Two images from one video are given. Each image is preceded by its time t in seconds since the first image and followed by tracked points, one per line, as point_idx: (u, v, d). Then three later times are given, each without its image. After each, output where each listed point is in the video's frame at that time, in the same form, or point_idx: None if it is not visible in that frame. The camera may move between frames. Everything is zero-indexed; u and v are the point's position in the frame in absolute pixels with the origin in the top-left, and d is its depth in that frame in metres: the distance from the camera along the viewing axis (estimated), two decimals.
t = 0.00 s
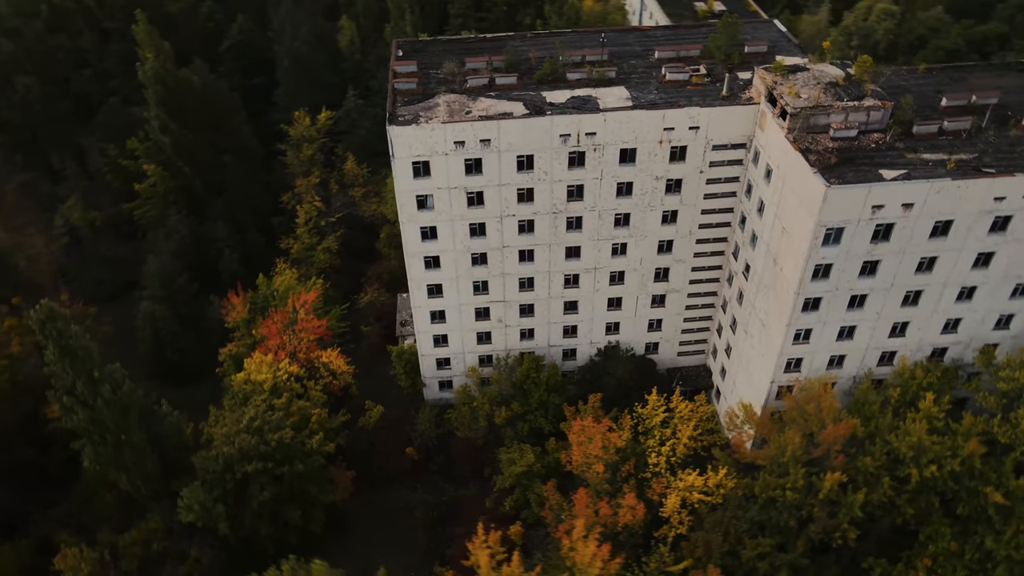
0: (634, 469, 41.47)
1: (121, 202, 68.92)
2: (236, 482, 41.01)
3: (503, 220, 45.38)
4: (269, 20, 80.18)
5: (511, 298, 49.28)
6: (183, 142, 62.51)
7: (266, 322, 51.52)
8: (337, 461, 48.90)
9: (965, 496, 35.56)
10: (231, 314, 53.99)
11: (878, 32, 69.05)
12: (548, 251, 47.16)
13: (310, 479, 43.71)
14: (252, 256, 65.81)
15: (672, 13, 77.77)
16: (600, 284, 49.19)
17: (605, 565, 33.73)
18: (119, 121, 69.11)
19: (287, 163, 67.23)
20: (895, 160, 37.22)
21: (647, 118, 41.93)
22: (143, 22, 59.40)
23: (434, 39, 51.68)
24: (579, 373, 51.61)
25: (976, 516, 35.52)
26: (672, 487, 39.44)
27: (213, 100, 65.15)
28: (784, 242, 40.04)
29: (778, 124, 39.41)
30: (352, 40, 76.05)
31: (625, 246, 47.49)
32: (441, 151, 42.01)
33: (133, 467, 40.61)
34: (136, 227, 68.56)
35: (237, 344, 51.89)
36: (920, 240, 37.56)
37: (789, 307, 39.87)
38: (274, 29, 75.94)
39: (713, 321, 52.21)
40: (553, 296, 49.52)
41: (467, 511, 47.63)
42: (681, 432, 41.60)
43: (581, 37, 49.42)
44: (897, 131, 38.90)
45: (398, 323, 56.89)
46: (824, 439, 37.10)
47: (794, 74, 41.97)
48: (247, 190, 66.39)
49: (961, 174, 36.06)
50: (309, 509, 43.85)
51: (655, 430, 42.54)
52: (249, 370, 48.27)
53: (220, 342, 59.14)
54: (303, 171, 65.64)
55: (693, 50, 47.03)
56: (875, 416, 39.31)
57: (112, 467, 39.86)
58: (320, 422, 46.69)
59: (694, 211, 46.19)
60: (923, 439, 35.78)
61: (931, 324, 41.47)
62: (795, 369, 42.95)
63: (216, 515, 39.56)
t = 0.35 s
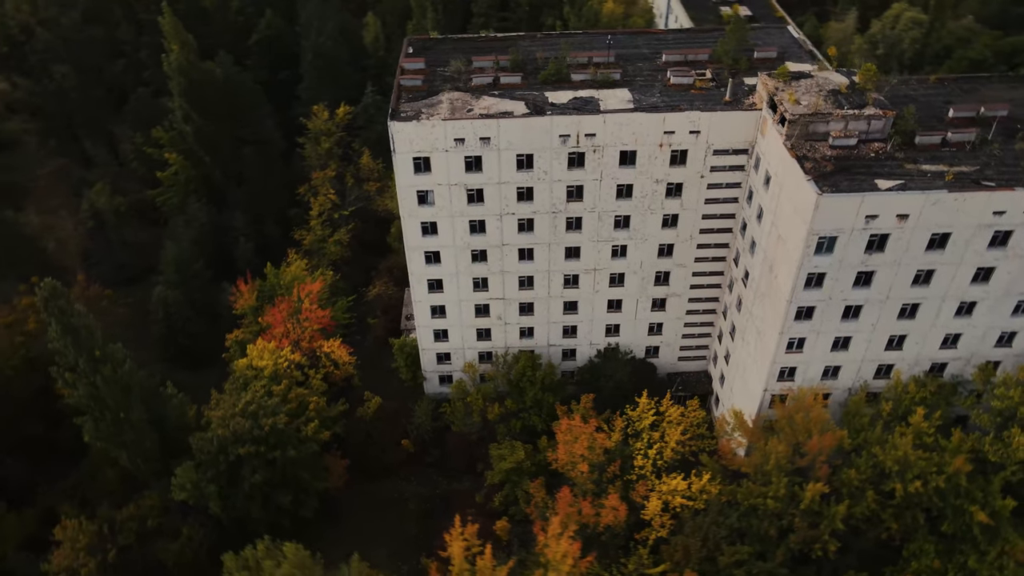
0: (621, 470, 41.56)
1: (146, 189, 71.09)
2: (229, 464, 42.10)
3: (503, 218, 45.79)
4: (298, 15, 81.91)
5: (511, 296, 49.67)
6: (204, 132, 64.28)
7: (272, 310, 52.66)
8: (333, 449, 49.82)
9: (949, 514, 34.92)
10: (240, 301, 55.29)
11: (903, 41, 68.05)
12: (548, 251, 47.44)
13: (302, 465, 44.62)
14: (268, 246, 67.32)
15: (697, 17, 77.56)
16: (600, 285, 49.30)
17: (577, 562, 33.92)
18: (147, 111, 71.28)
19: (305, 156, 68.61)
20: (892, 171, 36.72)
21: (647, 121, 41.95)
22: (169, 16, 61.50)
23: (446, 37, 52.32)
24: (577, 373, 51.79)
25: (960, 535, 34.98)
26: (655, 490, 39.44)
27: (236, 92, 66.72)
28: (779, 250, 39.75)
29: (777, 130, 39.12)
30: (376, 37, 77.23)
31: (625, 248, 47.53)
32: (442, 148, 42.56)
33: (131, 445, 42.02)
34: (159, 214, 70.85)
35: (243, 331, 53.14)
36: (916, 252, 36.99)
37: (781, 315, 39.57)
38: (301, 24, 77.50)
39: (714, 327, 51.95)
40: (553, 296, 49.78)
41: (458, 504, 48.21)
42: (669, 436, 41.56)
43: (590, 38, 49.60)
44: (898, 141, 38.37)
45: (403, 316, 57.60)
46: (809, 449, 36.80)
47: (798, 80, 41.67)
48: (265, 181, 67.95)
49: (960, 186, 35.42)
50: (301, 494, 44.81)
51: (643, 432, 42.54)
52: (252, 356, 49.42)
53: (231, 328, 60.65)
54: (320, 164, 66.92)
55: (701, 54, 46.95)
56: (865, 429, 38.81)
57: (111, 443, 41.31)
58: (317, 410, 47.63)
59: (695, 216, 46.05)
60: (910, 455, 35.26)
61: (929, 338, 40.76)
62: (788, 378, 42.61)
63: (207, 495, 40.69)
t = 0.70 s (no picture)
0: (606, 470, 41.70)
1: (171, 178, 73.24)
2: (225, 446, 43.25)
3: (502, 216, 46.27)
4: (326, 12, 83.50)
5: (510, 294, 50.11)
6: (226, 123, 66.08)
7: (278, 299, 53.81)
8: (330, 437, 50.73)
9: (931, 529, 34.48)
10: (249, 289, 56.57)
11: (928, 51, 67.10)
12: (547, 250, 47.79)
13: (296, 451, 45.65)
14: (284, 237, 68.79)
15: (720, 22, 77.26)
16: (599, 286, 49.48)
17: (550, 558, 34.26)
18: (175, 102, 73.52)
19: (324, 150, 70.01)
20: (887, 180, 36.35)
21: (646, 123, 42.07)
22: (193, 9, 62.33)
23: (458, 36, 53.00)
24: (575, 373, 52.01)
25: (942, 551, 34.52)
26: (638, 491, 39.53)
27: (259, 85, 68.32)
28: (772, 256, 39.56)
29: (774, 135, 39.00)
30: (399, 35, 78.34)
31: (624, 250, 47.66)
32: (442, 144, 43.21)
33: (132, 422, 43.59)
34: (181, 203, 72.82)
35: (250, 318, 54.42)
36: (909, 263, 36.56)
37: (772, 322, 39.38)
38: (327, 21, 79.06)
39: (715, 333, 51.76)
40: (552, 295, 50.10)
41: (450, 497, 48.80)
42: (655, 438, 41.61)
43: (599, 40, 49.80)
44: (897, 150, 37.96)
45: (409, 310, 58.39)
46: (791, 457, 36.63)
47: (800, 87, 41.46)
48: (284, 174, 69.48)
49: (954, 198, 34.92)
50: (293, 479, 45.80)
51: (631, 434, 42.63)
52: (256, 343, 50.62)
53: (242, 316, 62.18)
54: (337, 158, 68.23)
55: (708, 58, 46.85)
56: (853, 439, 38.44)
57: (114, 420, 43.00)
58: (315, 397, 48.61)
59: (694, 220, 45.99)
60: (892, 468, 34.84)
61: (924, 352, 40.19)
62: (780, 386, 42.35)
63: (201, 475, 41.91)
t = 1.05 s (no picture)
0: (591, 469, 41.96)
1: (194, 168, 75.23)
2: (222, 429, 44.40)
3: (502, 214, 46.82)
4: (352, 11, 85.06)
5: (510, 292, 50.64)
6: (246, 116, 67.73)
7: (285, 289, 55.04)
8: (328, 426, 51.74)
9: (910, 540, 34.12)
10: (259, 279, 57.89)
11: (950, 62, 66.21)
12: (545, 250, 48.22)
13: (292, 436, 46.75)
14: (299, 230, 70.26)
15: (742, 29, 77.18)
16: (597, 287, 49.77)
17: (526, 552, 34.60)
18: (201, 95, 75.57)
19: (341, 146, 71.40)
20: (879, 188, 36.12)
21: (644, 126, 42.32)
22: (217, 7, 65.04)
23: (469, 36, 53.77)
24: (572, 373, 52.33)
25: (921, 564, 34.19)
26: (620, 491, 39.72)
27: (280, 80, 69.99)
28: (764, 262, 39.49)
29: (769, 141, 39.02)
30: (421, 35, 79.60)
31: (623, 252, 47.86)
32: (443, 141, 43.92)
33: (134, 400, 45.04)
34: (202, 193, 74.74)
35: (258, 306, 55.72)
36: (899, 273, 36.27)
37: (761, 327, 39.32)
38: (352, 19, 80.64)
39: (713, 338, 51.70)
40: (551, 294, 50.50)
41: (442, 490, 49.40)
42: (642, 440, 41.71)
43: (606, 43, 50.15)
44: (892, 159, 37.71)
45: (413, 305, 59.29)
46: (772, 463, 36.59)
47: (798, 94, 41.70)
48: (301, 167, 70.99)
49: (946, 208, 34.57)
50: (288, 464, 46.80)
51: (619, 434, 42.82)
52: (260, 331, 51.87)
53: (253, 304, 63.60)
54: (353, 154, 69.55)
55: (713, 63, 46.71)
56: (838, 448, 38.17)
57: (118, 397, 44.52)
58: (314, 386, 49.65)
59: (692, 224, 46.06)
60: (873, 478, 34.61)
61: (917, 364, 39.78)
62: (770, 392, 42.22)
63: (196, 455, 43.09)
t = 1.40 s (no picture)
0: (577, 467, 42.32)
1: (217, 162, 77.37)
2: (220, 412, 45.66)
3: (501, 212, 47.48)
4: (377, 12, 86.66)
5: (509, 290, 51.24)
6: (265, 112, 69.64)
7: (292, 280, 56.36)
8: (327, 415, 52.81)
9: (885, 550, 33.99)
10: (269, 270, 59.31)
11: (970, 75, 65.53)
12: (544, 249, 48.75)
13: (288, 423, 47.84)
14: (314, 224, 71.83)
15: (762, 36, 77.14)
16: (595, 288, 50.14)
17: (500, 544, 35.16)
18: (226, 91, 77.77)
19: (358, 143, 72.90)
20: (869, 196, 36.00)
21: (641, 129, 42.67)
22: (239, 6, 66.94)
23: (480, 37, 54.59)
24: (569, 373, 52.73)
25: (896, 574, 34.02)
26: (603, 489, 40.06)
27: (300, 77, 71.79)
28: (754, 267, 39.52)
29: (763, 147, 39.08)
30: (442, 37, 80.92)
31: (620, 254, 48.18)
32: (443, 139, 44.74)
33: (139, 381, 46.61)
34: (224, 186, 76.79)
35: (266, 297, 57.10)
36: (887, 282, 36.11)
37: (749, 332, 39.38)
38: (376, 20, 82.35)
39: (711, 343, 51.69)
40: (549, 294, 50.98)
41: (435, 483, 50.08)
42: (628, 440, 42.01)
43: (613, 46, 50.50)
44: (886, 167, 37.55)
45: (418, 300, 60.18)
46: (752, 467, 36.68)
47: (796, 100, 41.96)
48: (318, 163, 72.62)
49: (934, 218, 34.37)
50: (283, 450, 47.89)
51: (606, 434, 43.17)
52: (265, 320, 53.18)
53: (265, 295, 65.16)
54: (369, 151, 70.98)
55: (717, 69, 46.81)
56: (822, 456, 38.05)
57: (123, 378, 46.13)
58: (314, 375, 50.76)
59: (690, 228, 46.21)
60: (851, 486, 34.55)
61: (907, 374, 39.48)
62: (759, 398, 42.19)
63: (194, 437, 44.41)
